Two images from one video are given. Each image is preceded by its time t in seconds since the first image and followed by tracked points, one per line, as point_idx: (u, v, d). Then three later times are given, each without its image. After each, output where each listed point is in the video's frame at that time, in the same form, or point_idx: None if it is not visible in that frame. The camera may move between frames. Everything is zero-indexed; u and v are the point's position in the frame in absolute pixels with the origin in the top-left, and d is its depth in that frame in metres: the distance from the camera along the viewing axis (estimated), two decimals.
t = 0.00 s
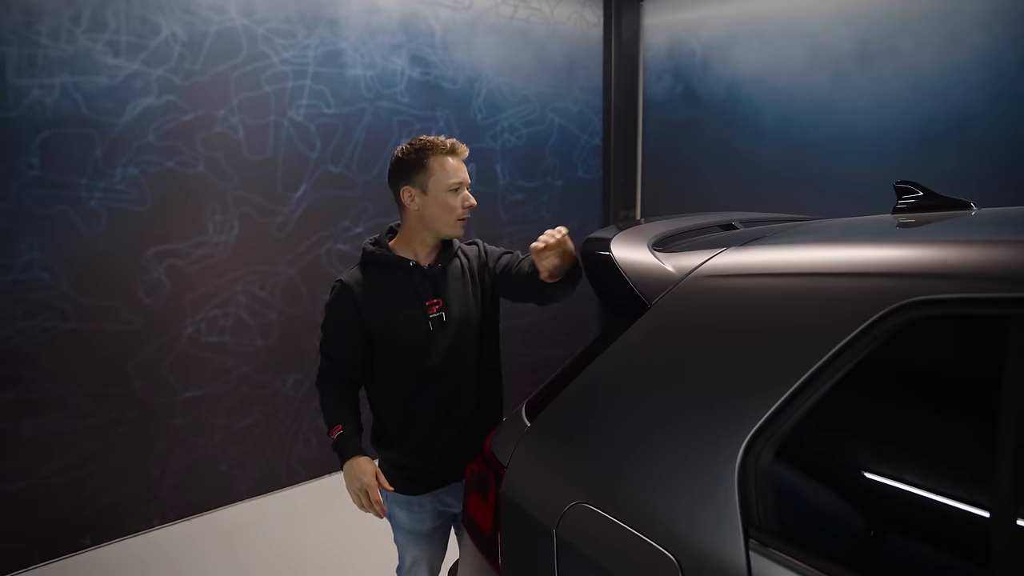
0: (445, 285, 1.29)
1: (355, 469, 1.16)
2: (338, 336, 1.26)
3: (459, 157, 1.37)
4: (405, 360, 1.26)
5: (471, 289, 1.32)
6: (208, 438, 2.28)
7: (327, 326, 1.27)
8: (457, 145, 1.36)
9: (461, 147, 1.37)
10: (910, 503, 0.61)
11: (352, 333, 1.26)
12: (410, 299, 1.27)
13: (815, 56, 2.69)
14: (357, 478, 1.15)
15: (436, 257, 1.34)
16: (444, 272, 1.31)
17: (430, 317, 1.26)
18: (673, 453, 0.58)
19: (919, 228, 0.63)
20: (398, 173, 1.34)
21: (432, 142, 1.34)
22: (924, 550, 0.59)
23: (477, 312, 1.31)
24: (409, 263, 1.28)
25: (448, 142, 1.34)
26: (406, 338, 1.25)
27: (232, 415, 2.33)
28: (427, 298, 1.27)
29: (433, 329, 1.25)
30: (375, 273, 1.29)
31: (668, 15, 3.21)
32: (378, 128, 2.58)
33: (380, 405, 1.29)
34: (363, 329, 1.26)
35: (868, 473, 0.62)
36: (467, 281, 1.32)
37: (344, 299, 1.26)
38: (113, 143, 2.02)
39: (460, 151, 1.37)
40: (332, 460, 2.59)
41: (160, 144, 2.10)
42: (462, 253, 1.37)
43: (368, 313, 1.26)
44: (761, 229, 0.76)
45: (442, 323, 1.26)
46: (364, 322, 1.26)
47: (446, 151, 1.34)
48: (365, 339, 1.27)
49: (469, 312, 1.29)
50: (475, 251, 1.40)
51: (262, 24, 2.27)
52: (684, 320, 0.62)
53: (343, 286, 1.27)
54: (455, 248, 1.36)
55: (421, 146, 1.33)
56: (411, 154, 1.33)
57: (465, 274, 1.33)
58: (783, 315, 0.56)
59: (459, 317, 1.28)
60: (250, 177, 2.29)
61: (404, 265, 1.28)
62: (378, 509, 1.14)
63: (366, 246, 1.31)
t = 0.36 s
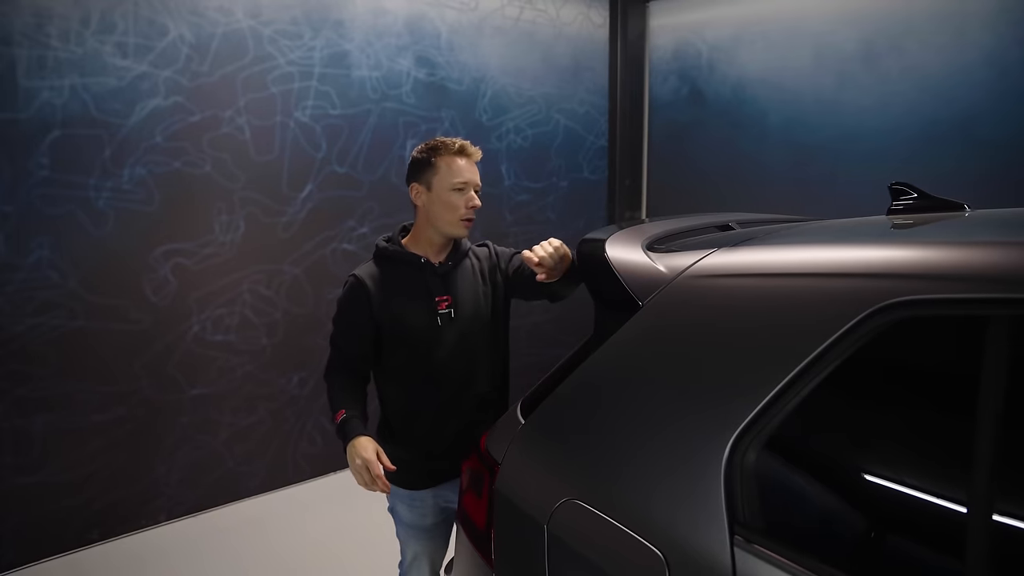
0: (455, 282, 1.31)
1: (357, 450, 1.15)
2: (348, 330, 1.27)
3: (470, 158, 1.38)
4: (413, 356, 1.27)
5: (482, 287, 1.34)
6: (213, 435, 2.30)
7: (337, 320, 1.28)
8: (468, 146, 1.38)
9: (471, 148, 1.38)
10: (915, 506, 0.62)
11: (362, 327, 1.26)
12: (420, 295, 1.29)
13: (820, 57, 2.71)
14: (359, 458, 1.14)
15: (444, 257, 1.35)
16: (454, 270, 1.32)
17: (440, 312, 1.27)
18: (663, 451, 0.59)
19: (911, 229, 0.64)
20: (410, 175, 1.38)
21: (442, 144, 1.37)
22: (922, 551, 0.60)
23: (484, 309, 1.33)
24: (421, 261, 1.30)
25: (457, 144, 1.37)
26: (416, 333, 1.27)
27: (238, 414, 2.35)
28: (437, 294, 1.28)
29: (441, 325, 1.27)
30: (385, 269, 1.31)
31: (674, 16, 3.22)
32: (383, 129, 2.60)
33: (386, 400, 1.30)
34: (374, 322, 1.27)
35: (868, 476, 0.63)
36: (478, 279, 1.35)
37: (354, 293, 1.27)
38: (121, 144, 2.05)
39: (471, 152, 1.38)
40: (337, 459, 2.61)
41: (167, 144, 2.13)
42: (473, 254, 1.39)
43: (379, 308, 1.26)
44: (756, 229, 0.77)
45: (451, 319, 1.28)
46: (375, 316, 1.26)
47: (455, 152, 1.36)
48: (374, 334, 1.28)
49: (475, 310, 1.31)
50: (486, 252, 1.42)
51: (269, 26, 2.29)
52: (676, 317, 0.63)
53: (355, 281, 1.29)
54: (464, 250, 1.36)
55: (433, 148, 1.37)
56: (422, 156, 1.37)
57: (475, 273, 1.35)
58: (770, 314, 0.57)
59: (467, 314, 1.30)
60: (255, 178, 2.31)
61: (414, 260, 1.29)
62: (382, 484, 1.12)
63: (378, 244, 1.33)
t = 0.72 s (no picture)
0: (473, 281, 1.32)
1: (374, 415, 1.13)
2: (365, 317, 1.28)
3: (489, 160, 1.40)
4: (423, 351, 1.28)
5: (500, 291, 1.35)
6: (214, 435, 2.31)
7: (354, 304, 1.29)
8: (488, 148, 1.40)
9: (491, 150, 1.40)
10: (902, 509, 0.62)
11: (379, 316, 1.28)
12: (437, 290, 1.30)
13: (821, 58, 2.72)
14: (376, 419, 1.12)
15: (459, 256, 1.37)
16: (473, 269, 1.33)
17: (455, 309, 1.29)
18: (648, 451, 0.60)
19: (903, 229, 0.65)
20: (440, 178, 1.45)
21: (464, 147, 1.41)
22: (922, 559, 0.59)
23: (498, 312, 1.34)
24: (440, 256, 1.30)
25: (476, 146, 1.40)
26: (429, 328, 1.28)
27: (239, 413, 2.36)
28: (453, 292, 1.30)
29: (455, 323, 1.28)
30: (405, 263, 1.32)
31: (676, 16, 3.23)
32: (385, 129, 2.61)
33: (395, 394, 1.31)
34: (390, 313, 1.28)
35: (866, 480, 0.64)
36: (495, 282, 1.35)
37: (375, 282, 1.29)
38: (123, 145, 2.06)
39: (491, 154, 1.40)
40: (337, 459, 2.62)
41: (169, 145, 2.14)
42: (491, 257, 1.40)
43: (396, 299, 1.28)
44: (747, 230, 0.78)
45: (465, 316, 1.29)
46: (391, 308, 1.28)
47: (473, 153, 1.40)
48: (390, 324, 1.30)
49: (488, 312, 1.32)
50: (506, 258, 1.44)
51: (270, 27, 2.30)
52: (666, 316, 0.64)
53: (376, 270, 1.30)
54: (480, 251, 1.36)
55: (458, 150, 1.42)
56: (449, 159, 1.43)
57: (494, 274, 1.36)
58: (755, 314, 0.58)
59: (480, 315, 1.31)
60: (256, 179, 2.32)
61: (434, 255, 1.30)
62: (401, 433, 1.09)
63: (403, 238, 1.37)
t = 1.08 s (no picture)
0: (497, 285, 1.40)
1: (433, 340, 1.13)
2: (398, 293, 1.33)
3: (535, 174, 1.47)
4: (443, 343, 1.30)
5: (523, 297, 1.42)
6: (210, 437, 2.31)
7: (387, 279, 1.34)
8: (536, 163, 1.47)
9: (539, 166, 1.47)
10: (890, 516, 0.67)
11: (410, 298, 1.34)
12: (465, 290, 1.38)
13: (820, 58, 2.76)
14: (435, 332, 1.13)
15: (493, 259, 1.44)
16: (498, 274, 1.41)
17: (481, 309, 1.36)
18: (626, 457, 0.60)
19: (892, 233, 0.65)
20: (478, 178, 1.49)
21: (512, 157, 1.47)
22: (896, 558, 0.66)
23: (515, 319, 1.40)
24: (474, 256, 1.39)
25: (525, 159, 1.46)
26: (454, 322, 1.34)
27: (235, 416, 2.36)
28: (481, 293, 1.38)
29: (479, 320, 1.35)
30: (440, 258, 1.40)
31: (674, 18, 3.25)
32: (381, 131, 2.61)
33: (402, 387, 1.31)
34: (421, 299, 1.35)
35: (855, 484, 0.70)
36: (522, 286, 1.42)
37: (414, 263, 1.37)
38: (119, 148, 2.07)
39: (539, 169, 1.47)
40: (334, 461, 2.63)
41: (165, 148, 2.14)
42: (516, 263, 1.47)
43: (428, 288, 1.35)
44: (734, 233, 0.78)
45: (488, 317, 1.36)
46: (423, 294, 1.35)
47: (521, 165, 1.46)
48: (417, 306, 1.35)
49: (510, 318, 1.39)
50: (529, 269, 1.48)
51: (266, 29, 2.31)
52: (646, 322, 0.65)
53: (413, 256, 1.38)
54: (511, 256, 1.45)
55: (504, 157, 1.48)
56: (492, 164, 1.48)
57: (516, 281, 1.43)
58: (731, 320, 0.59)
59: (502, 318, 1.38)
60: (252, 182, 2.32)
61: (470, 255, 1.39)
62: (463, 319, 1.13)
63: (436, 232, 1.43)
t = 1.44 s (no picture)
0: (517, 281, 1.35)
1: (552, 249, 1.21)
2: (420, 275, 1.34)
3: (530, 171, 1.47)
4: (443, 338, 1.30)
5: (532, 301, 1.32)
6: (205, 437, 2.32)
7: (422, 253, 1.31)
8: (529, 160, 1.46)
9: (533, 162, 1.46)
10: (863, 517, 0.62)
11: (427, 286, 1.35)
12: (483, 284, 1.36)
13: (818, 61, 2.78)
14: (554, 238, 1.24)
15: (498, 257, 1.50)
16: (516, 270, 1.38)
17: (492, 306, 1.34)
18: (600, 461, 0.62)
19: (878, 234, 0.67)
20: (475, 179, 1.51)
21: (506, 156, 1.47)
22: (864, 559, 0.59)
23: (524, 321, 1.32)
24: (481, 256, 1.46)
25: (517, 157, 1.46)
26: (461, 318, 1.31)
27: (230, 416, 2.36)
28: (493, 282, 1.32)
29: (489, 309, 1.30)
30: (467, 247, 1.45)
31: (673, 20, 3.27)
32: (377, 133, 2.62)
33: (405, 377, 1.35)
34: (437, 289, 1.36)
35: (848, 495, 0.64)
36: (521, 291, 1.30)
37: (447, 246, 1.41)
38: (114, 148, 2.07)
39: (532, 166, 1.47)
40: (330, 462, 2.63)
41: (160, 148, 2.14)
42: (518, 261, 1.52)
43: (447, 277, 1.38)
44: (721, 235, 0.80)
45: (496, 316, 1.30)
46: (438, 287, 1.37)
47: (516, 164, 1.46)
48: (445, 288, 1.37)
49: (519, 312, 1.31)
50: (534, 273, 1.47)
51: (262, 31, 2.31)
52: (625, 324, 0.66)
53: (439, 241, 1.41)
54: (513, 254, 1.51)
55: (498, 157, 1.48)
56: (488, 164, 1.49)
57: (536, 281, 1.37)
58: (707, 321, 0.60)
59: (511, 311, 1.30)
60: (247, 183, 2.33)
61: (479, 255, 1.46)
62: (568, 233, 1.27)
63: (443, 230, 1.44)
